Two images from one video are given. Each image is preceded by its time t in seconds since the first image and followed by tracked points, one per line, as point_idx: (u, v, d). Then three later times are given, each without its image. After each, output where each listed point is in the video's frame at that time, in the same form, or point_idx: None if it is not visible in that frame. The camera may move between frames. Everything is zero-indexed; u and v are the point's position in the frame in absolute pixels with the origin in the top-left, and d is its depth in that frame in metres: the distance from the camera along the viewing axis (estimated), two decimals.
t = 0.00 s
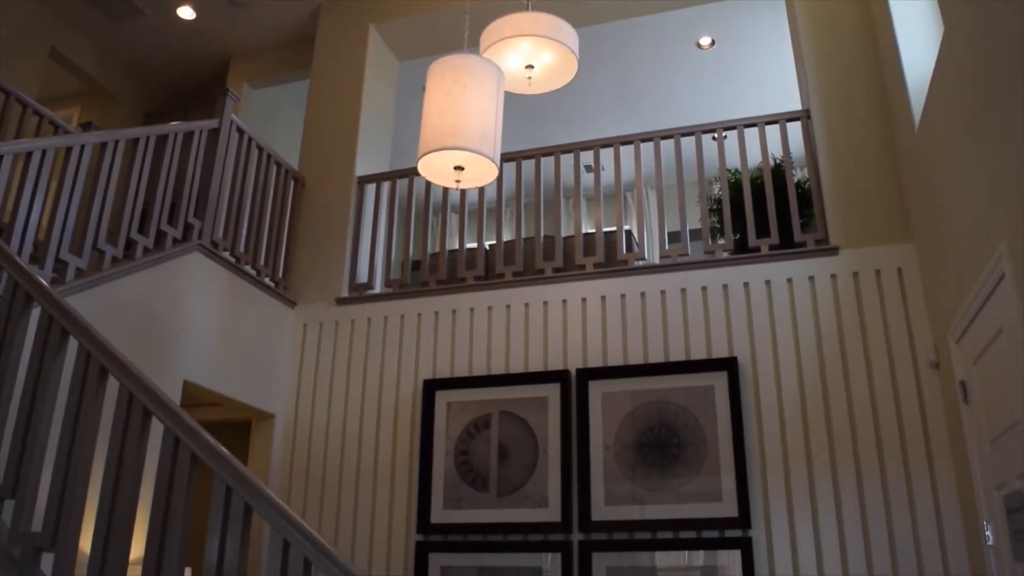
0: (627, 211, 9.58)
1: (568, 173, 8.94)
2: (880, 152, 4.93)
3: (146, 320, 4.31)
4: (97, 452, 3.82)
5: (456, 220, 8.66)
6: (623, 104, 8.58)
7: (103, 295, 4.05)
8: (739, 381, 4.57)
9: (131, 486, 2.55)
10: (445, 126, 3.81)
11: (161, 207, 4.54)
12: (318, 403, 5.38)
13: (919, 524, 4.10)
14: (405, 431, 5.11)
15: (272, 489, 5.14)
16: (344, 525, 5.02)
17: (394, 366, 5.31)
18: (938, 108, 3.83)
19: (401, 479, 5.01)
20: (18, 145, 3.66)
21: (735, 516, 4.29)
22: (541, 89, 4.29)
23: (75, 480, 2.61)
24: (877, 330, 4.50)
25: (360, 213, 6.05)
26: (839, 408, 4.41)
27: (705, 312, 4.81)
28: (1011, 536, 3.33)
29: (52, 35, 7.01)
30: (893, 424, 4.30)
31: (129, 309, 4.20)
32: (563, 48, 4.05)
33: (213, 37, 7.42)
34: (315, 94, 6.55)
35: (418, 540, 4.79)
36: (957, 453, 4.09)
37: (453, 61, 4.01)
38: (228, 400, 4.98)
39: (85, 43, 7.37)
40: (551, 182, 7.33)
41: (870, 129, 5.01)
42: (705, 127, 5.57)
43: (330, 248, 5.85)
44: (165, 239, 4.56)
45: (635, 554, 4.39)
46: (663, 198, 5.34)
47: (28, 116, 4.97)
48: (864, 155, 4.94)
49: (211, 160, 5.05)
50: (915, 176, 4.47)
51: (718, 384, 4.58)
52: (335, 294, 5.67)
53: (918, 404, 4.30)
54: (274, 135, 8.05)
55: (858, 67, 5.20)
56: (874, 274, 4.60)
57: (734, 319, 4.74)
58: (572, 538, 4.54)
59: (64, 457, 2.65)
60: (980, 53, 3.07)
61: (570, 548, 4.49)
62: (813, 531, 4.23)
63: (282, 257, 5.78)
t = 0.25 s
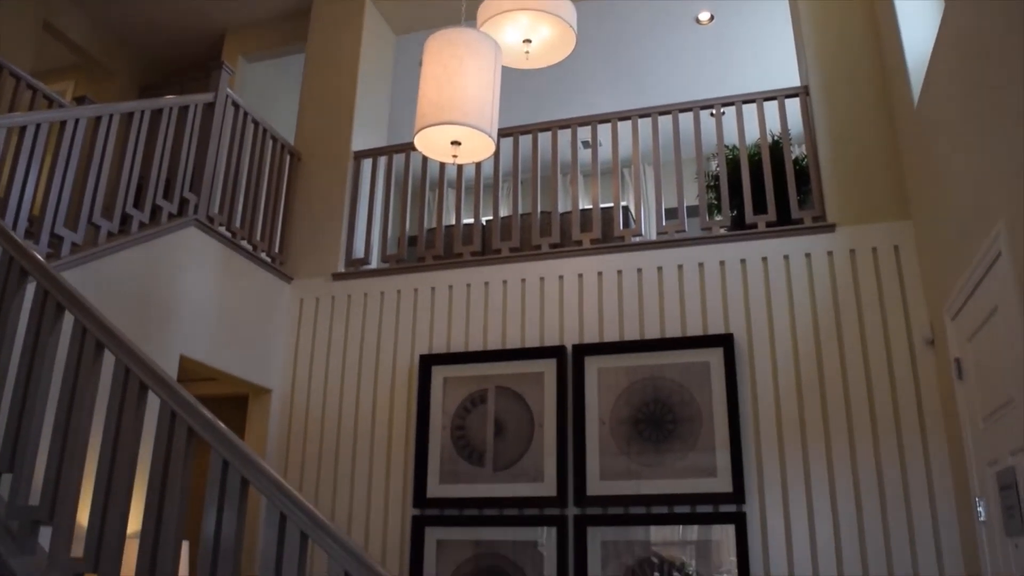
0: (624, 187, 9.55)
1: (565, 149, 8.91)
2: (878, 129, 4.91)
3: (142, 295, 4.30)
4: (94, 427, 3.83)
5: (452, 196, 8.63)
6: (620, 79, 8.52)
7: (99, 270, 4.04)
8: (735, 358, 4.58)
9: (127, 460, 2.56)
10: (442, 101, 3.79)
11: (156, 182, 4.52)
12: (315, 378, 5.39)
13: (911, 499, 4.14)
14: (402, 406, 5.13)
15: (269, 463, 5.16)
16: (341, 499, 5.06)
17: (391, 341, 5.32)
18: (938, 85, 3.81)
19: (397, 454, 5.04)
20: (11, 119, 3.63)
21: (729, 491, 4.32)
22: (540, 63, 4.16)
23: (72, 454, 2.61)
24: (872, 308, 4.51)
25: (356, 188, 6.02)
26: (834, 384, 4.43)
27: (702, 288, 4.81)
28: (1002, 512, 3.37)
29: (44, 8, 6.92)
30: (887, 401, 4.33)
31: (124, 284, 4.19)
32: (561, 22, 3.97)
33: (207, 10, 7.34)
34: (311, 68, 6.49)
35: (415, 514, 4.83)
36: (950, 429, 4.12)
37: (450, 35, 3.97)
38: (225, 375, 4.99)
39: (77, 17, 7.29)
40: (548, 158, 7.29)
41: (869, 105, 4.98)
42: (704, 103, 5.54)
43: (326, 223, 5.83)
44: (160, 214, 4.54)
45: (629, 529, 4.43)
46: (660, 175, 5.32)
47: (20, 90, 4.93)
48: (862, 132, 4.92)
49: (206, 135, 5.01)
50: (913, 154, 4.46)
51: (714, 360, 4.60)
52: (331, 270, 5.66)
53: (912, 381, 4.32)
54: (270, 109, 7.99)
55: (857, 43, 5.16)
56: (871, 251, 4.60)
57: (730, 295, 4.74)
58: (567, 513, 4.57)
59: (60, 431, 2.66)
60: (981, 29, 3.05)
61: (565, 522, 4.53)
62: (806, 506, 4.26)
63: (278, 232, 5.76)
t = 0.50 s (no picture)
0: (623, 167, 9.52)
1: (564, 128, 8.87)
2: (878, 110, 4.89)
3: (139, 275, 4.29)
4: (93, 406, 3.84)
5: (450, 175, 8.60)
6: (619, 58, 8.46)
7: (97, 249, 4.03)
8: (732, 338, 4.59)
9: (126, 439, 2.56)
10: (440, 80, 3.76)
11: (153, 161, 4.50)
12: (313, 358, 5.40)
13: (907, 478, 4.17)
14: (400, 386, 5.14)
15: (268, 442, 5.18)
16: (339, 478, 5.08)
17: (389, 321, 5.32)
18: (938, 65, 3.79)
19: (395, 433, 5.05)
20: (6, 97, 3.61)
21: (725, 471, 4.35)
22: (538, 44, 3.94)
23: (71, 433, 2.62)
24: (870, 288, 4.51)
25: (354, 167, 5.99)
26: (831, 365, 4.44)
27: (700, 269, 4.81)
28: (997, 492, 3.39)
29: None
30: (883, 381, 4.34)
31: (122, 263, 4.19)
32: None
33: None
34: (307, 46, 6.43)
35: (413, 493, 4.85)
36: (946, 409, 4.15)
37: (447, 13, 3.93)
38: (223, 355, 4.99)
39: None
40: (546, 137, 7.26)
41: (869, 85, 4.96)
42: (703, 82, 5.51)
43: (324, 202, 5.81)
44: (157, 193, 4.52)
45: (626, 507, 4.46)
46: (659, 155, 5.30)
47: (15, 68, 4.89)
48: (862, 112, 4.89)
49: (203, 114, 4.98)
50: (913, 134, 4.44)
51: (712, 341, 4.61)
52: (329, 249, 5.64)
53: (910, 361, 4.34)
54: (266, 88, 7.93)
55: (858, 22, 5.12)
56: (869, 232, 4.60)
57: (728, 276, 4.74)
58: (565, 492, 4.60)
59: (58, 411, 2.66)
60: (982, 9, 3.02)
61: (562, 501, 4.56)
62: (803, 485, 4.29)
63: (275, 211, 5.74)
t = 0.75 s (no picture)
0: (623, 148, 9.48)
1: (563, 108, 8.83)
2: (879, 91, 4.86)
3: (139, 256, 4.28)
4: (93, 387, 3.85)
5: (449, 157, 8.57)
6: (619, 38, 8.40)
7: (96, 230, 4.02)
8: (732, 320, 4.59)
9: (126, 419, 2.57)
10: (439, 60, 3.73)
11: (152, 141, 4.48)
12: (313, 339, 5.40)
13: (904, 459, 4.19)
14: (400, 368, 5.15)
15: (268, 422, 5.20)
16: (340, 458, 5.10)
17: (389, 302, 5.32)
18: (940, 45, 3.76)
19: (395, 414, 5.07)
20: (4, 77, 3.59)
21: (724, 451, 4.37)
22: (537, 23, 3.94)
23: (71, 414, 2.62)
24: (870, 270, 4.50)
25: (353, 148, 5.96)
26: (830, 346, 4.45)
27: (700, 250, 4.80)
28: (994, 473, 3.41)
29: None
30: (882, 362, 4.35)
31: (122, 244, 4.18)
32: None
33: None
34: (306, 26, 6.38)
35: (413, 474, 4.87)
36: (944, 390, 4.16)
37: None
38: (222, 336, 4.99)
39: None
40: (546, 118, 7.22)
41: (871, 66, 4.93)
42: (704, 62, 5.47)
43: (323, 184, 5.79)
44: (156, 174, 4.51)
45: (625, 488, 4.48)
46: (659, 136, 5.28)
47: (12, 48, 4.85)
48: (863, 93, 4.86)
49: (201, 94, 4.95)
50: (914, 115, 4.42)
51: (711, 322, 4.61)
52: (329, 230, 5.63)
53: (909, 343, 4.34)
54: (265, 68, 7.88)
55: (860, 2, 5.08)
56: (869, 213, 4.59)
57: (728, 258, 4.73)
58: (564, 472, 4.62)
59: (59, 392, 2.66)
60: None
61: (562, 481, 4.58)
62: (801, 466, 4.31)
63: (274, 192, 5.72)
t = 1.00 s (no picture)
0: (624, 125, 9.43)
1: (565, 85, 8.78)
2: (882, 68, 4.82)
3: (138, 233, 4.28)
4: (94, 364, 3.86)
5: (449, 134, 8.53)
6: (621, 14, 8.33)
7: (96, 207, 4.01)
8: (732, 298, 4.59)
9: (127, 395, 2.58)
10: (439, 36, 3.70)
11: (151, 118, 4.45)
12: (313, 316, 5.41)
13: (903, 437, 4.21)
14: (400, 345, 5.15)
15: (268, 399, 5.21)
16: (340, 435, 5.12)
17: (389, 279, 5.32)
18: (944, 21, 3.72)
19: (395, 392, 5.08)
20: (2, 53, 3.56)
21: (723, 428, 4.39)
22: None
23: (72, 392, 2.63)
24: (870, 249, 4.50)
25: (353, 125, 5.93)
26: (830, 325, 4.45)
27: (700, 228, 4.79)
28: (992, 451, 3.42)
29: None
30: (882, 340, 4.35)
31: (121, 221, 4.17)
32: None
33: None
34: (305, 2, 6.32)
35: (413, 450, 4.89)
36: (944, 369, 4.16)
37: None
38: (223, 313, 5.00)
39: None
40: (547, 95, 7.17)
41: (874, 43, 4.88)
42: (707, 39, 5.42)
43: (323, 161, 5.76)
44: (155, 151, 4.49)
45: (625, 465, 4.51)
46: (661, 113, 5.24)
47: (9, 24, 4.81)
48: (867, 70, 4.82)
49: (200, 71, 4.92)
50: (917, 92, 4.38)
51: (711, 300, 4.61)
52: (329, 207, 5.61)
53: (909, 321, 4.34)
54: (264, 45, 7.81)
55: None
56: (871, 192, 4.57)
57: (729, 235, 4.72)
58: (563, 449, 4.64)
59: (59, 368, 2.67)
60: None
61: (561, 458, 4.60)
62: (800, 442, 4.33)
63: (274, 169, 5.70)
